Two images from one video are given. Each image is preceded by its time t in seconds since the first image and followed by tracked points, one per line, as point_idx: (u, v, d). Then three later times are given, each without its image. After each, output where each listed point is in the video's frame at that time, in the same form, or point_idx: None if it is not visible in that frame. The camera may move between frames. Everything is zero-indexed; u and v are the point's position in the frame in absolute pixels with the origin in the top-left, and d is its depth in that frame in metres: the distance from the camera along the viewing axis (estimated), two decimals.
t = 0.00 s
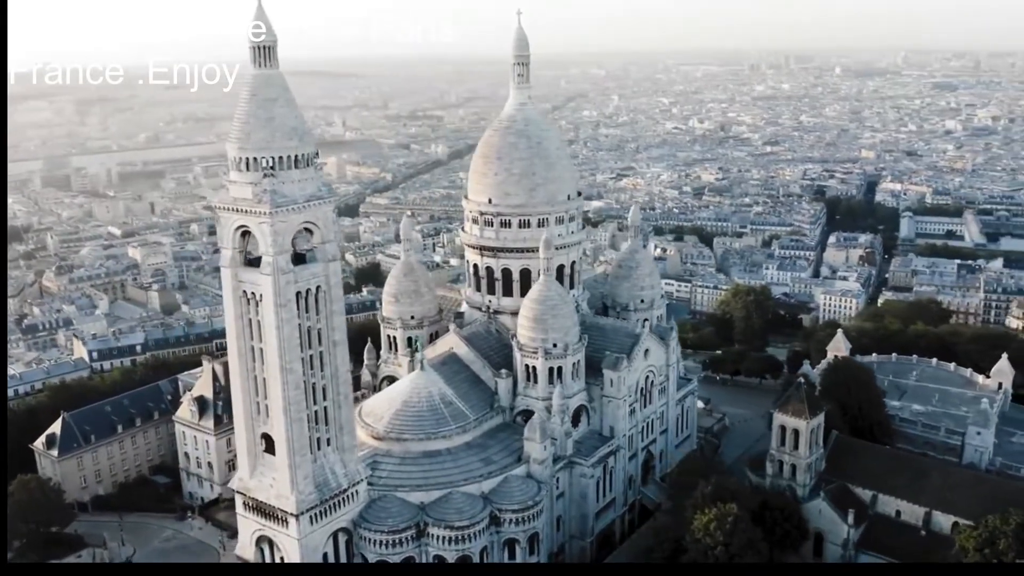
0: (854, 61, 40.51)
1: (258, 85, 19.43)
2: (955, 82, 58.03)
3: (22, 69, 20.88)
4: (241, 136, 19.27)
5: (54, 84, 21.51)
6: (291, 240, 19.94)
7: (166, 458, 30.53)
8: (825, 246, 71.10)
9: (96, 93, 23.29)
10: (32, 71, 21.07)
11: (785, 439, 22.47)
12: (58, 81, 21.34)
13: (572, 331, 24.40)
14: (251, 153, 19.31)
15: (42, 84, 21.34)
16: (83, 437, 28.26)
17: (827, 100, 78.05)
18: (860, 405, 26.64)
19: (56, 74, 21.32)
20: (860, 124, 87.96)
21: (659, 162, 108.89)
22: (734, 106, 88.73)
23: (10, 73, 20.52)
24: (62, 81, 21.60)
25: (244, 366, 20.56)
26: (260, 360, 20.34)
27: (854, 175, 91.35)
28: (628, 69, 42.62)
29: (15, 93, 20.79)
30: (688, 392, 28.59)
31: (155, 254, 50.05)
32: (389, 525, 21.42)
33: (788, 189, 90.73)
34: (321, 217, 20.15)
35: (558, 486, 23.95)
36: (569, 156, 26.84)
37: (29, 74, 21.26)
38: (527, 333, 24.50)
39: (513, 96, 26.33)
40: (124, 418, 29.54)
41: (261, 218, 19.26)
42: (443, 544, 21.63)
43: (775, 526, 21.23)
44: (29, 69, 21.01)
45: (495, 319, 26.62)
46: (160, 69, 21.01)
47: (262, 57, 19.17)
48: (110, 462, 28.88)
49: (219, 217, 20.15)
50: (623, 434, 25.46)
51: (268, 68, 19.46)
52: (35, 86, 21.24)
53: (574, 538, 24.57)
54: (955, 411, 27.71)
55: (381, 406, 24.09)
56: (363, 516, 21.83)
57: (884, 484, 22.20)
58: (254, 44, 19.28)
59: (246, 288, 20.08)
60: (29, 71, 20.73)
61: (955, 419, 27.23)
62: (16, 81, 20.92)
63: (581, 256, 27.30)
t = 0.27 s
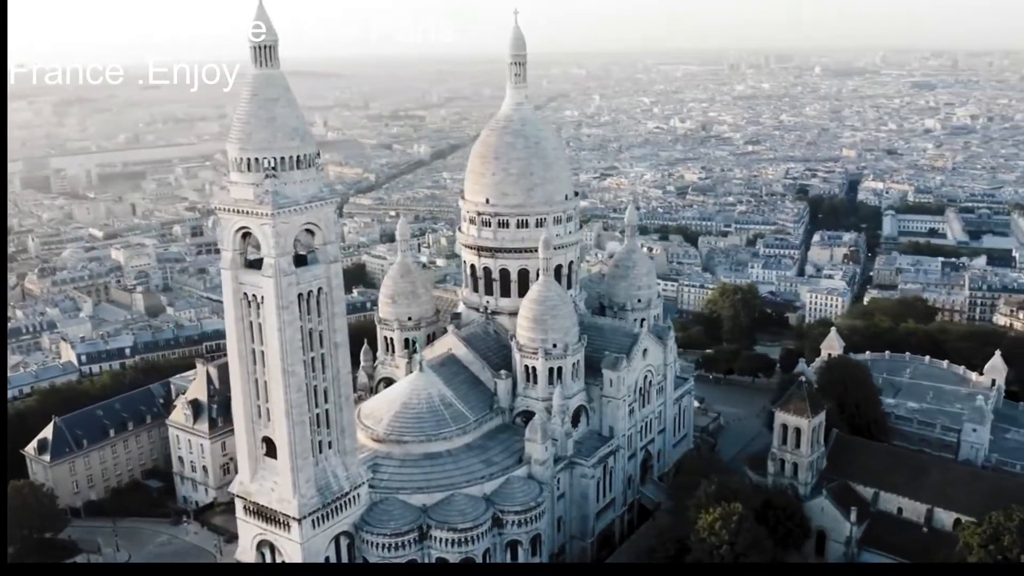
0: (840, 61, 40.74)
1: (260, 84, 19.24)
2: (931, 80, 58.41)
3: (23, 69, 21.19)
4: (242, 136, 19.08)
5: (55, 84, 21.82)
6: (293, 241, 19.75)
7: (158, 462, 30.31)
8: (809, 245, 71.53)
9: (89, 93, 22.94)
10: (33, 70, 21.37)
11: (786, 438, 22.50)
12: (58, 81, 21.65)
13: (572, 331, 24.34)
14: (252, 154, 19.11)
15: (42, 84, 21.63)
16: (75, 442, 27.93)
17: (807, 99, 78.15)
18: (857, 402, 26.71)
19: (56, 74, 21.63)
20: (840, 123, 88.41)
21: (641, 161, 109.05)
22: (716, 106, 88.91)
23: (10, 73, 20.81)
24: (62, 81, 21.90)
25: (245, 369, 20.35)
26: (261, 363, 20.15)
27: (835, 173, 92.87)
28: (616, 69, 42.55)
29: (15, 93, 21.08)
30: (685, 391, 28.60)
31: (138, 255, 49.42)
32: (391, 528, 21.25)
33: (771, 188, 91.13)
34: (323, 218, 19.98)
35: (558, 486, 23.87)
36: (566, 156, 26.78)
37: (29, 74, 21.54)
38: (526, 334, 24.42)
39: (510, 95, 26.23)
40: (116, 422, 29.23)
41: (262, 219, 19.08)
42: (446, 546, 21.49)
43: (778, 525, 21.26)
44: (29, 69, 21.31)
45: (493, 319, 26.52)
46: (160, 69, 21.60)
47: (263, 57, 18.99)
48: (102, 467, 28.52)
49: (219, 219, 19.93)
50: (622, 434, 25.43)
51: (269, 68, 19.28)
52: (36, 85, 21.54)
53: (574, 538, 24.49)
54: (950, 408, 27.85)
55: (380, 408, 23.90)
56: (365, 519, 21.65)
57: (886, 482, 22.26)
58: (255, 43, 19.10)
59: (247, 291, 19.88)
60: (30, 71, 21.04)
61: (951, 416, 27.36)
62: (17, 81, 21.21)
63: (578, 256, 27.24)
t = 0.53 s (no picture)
0: (822, 61, 41.03)
1: (258, 85, 19.04)
2: (907, 79, 58.94)
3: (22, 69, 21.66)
4: (241, 137, 18.88)
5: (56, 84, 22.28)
6: (292, 242, 19.55)
7: (147, 467, 29.95)
8: (791, 243, 71.93)
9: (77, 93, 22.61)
10: (32, 71, 21.82)
11: (785, 436, 22.57)
12: (58, 81, 22.11)
13: (569, 331, 24.28)
14: (251, 155, 18.90)
15: (42, 84, 22.08)
16: (63, 447, 27.57)
17: (784, 99, 78.36)
18: (851, 400, 26.81)
19: (56, 74, 22.07)
20: (817, 123, 88.88)
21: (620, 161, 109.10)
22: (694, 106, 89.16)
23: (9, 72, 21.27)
24: (62, 81, 22.34)
25: (243, 372, 20.12)
26: (260, 365, 19.93)
27: (814, 171, 93.73)
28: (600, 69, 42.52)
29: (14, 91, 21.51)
30: (678, 390, 28.62)
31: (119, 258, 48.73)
32: (392, 531, 21.09)
33: (751, 187, 91.52)
34: (322, 219, 19.79)
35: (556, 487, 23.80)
36: (560, 156, 26.73)
37: (30, 74, 22.02)
38: (523, 335, 24.34)
39: (504, 95, 26.13)
40: (105, 427, 28.85)
41: (262, 221, 18.87)
42: (447, 549, 21.38)
43: (778, 523, 21.33)
44: (29, 69, 21.78)
45: (487, 320, 26.41)
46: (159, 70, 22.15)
47: (261, 57, 18.79)
48: (91, 472, 28.17)
49: (216, 221, 19.70)
50: (619, 434, 25.41)
51: (267, 68, 19.08)
52: (35, 85, 21.99)
53: (572, 539, 24.42)
54: (941, 405, 28.05)
55: (377, 410, 23.71)
56: (365, 522, 21.48)
57: (883, 478, 22.39)
58: (254, 43, 18.90)
59: (245, 293, 19.67)
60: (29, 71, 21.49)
61: (943, 413, 27.56)
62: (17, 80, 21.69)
63: (573, 256, 27.17)
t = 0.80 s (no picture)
0: (806, 61, 41.27)
1: (259, 85, 18.84)
2: (885, 79, 59.45)
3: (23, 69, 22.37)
4: (242, 137, 18.67)
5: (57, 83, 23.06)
6: (293, 244, 19.35)
7: (140, 471, 29.65)
8: (774, 242, 72.24)
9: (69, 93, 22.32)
10: (33, 71, 22.51)
11: (786, 435, 22.61)
12: (59, 81, 22.80)
13: (568, 331, 24.24)
14: (252, 156, 18.69)
15: (42, 83, 22.80)
16: (55, 453, 27.24)
17: (764, 98, 78.62)
18: (848, 398, 26.91)
19: (56, 74, 22.75)
20: (797, 122, 89.32)
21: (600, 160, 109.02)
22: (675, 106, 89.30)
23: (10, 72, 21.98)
24: (64, 81, 23.12)
25: (244, 376, 19.92)
26: (261, 368, 19.73)
27: (796, 171, 94.21)
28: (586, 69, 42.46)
29: (15, 90, 22.14)
30: (675, 390, 28.63)
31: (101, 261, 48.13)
32: (395, 534, 20.94)
33: (733, 186, 91.83)
34: (324, 220, 19.60)
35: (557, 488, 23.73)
36: (556, 156, 26.67)
37: (30, 74, 22.54)
38: (522, 335, 24.26)
39: (500, 95, 26.03)
40: (97, 431, 28.50)
41: (263, 223, 18.66)
42: (450, 552, 21.26)
43: (781, 521, 21.38)
44: (30, 69, 22.41)
45: (485, 321, 26.31)
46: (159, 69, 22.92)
47: (262, 56, 18.60)
48: (84, 478, 27.89)
49: (215, 223, 19.46)
50: (618, 434, 25.38)
51: (268, 67, 18.88)
52: (35, 84, 22.66)
53: (573, 539, 24.35)
54: (935, 402, 28.23)
55: (376, 412, 23.54)
56: (367, 525, 21.32)
57: (884, 475, 22.49)
58: (253, 43, 18.69)
59: (246, 296, 19.47)
60: (29, 71, 22.19)
61: (938, 410, 27.73)
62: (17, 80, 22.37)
63: (569, 256, 27.11)
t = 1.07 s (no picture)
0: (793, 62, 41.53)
1: (263, 84, 18.66)
2: (866, 78, 59.70)
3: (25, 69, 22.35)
4: (245, 138, 18.49)
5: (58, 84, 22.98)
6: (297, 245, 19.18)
7: (134, 476, 29.35)
8: (760, 241, 72.48)
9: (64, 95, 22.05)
10: (33, 71, 22.46)
11: (788, 434, 22.66)
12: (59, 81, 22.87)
13: (569, 331, 24.20)
14: (256, 156, 18.51)
15: (42, 84, 22.67)
16: (49, 458, 26.96)
17: (744, 98, 78.72)
18: (846, 396, 27.01)
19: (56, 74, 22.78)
20: (779, 122, 89.55)
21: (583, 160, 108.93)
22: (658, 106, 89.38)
23: (11, 72, 21.95)
24: (63, 81, 23.01)
25: (247, 378, 19.74)
26: (265, 371, 19.55)
27: (779, 170, 94.59)
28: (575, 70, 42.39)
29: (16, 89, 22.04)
30: (673, 389, 28.63)
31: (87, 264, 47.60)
32: (399, 537, 20.80)
33: (717, 186, 92.03)
34: (327, 221, 19.43)
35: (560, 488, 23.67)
36: (554, 156, 26.61)
37: (29, 74, 22.52)
38: (523, 336, 24.20)
39: (499, 95, 25.95)
40: (90, 436, 28.24)
41: (267, 224, 18.46)
42: (454, 554, 21.15)
43: (786, 519, 21.43)
44: (30, 69, 22.38)
45: (484, 322, 26.22)
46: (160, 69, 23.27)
47: (265, 56, 18.43)
48: (78, 483, 27.58)
49: (218, 224, 19.26)
50: (618, 435, 25.36)
51: (271, 67, 18.71)
52: (36, 84, 22.59)
53: (575, 540, 24.29)
54: (931, 400, 28.37)
55: (377, 414, 23.39)
56: (370, 528, 21.15)
57: (886, 473, 22.59)
58: (254, 44, 18.54)
59: (250, 298, 19.29)
60: (30, 71, 22.10)
61: (935, 408, 27.87)
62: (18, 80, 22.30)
63: (568, 256, 27.04)
